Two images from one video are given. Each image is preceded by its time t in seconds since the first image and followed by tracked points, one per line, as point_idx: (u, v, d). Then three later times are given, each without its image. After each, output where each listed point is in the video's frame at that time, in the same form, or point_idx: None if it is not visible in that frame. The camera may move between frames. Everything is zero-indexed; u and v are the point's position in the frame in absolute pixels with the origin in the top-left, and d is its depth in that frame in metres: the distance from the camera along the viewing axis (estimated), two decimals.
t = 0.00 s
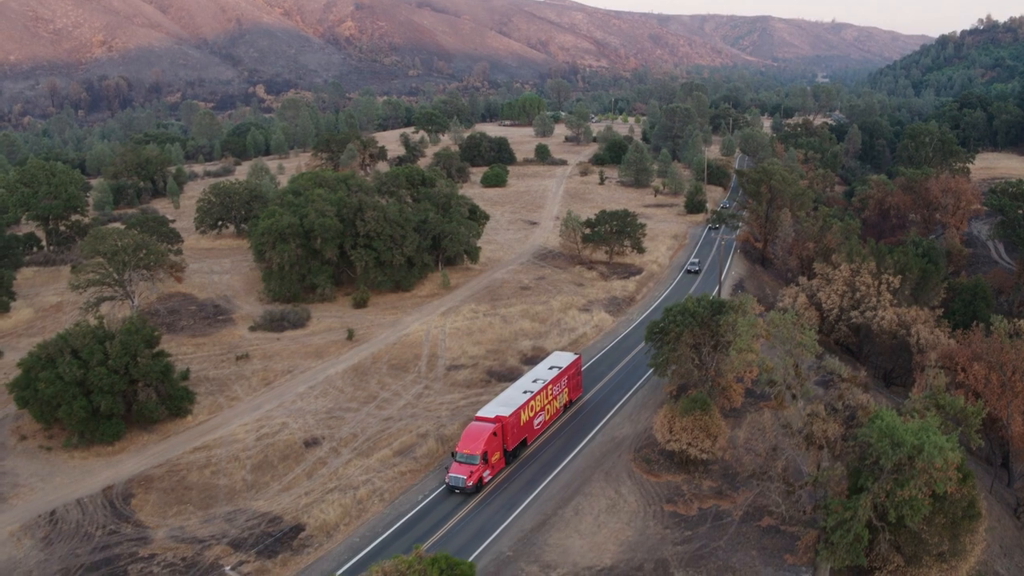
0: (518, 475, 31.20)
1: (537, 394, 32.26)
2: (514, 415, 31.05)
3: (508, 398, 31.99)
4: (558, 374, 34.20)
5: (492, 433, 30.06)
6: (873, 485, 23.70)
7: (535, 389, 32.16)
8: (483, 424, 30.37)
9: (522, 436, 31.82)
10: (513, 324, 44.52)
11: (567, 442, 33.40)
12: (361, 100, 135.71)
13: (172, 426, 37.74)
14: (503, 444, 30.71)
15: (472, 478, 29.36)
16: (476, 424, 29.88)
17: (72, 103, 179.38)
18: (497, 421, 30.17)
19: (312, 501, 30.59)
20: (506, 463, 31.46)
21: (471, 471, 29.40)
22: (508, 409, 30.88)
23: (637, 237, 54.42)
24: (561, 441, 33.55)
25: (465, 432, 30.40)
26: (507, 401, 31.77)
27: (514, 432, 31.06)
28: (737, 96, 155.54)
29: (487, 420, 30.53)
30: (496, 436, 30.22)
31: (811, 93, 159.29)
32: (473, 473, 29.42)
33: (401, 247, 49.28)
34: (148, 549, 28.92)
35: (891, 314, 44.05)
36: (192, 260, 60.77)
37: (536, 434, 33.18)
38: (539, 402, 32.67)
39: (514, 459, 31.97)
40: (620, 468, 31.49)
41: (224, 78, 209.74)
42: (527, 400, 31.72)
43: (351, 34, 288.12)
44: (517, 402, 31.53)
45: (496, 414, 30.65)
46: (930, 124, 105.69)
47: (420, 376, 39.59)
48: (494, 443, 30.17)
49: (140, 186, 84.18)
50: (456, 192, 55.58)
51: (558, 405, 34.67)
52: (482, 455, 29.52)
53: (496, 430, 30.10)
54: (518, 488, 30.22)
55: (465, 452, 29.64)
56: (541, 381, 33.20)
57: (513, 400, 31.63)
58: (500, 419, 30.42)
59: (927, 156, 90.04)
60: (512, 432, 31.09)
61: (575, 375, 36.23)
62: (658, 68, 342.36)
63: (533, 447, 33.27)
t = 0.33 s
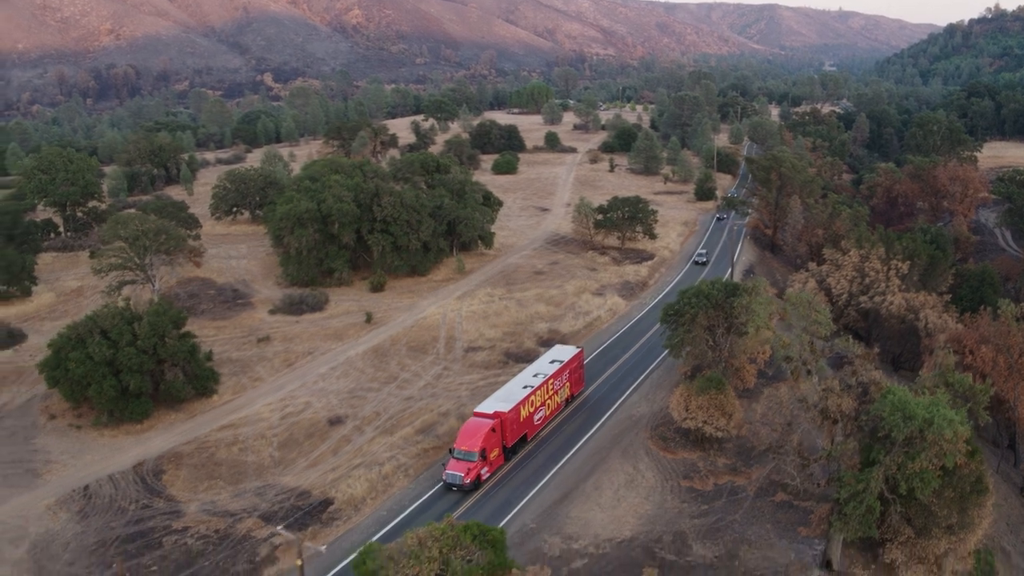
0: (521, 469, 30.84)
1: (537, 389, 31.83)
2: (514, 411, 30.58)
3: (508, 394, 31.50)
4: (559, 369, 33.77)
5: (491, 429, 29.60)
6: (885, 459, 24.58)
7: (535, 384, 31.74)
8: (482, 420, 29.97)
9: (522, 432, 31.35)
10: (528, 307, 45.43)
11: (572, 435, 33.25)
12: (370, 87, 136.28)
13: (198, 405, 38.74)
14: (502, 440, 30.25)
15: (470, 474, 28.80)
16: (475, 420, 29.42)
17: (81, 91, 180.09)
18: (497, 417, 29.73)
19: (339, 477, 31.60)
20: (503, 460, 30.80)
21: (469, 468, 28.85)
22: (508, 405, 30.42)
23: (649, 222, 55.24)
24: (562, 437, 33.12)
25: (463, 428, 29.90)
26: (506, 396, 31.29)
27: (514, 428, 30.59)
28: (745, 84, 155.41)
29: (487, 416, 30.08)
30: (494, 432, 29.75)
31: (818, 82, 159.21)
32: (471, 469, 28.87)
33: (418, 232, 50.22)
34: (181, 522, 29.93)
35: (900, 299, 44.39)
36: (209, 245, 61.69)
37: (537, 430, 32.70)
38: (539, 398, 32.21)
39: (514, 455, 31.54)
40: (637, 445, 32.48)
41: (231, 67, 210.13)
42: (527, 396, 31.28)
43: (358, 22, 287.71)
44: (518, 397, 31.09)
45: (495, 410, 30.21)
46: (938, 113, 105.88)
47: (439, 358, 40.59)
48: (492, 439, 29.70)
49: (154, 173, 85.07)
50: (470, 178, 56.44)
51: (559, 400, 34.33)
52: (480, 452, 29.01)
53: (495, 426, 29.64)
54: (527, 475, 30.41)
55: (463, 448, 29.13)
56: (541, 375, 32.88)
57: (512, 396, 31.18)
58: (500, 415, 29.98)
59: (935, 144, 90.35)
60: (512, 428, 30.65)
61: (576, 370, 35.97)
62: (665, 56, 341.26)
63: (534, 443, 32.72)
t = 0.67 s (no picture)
0: (537, 450, 31.46)
1: (536, 384, 31.33)
2: (512, 408, 30.00)
3: (505, 389, 30.89)
4: (559, 364, 33.36)
5: (488, 426, 28.99)
6: (895, 433, 25.38)
7: (534, 379, 31.29)
8: (480, 416, 29.37)
9: (519, 430, 30.73)
10: (543, 291, 46.31)
11: (572, 431, 32.90)
12: (379, 75, 136.60)
13: (222, 385, 39.72)
14: (499, 437, 29.58)
15: (466, 472, 28.01)
16: (472, 416, 28.82)
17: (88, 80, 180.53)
18: (495, 412, 29.18)
19: (364, 452, 32.67)
20: (500, 457, 30.07)
21: (466, 465, 28.06)
22: (506, 401, 29.87)
23: (660, 209, 56.07)
24: (561, 433, 32.71)
25: (458, 425, 29.21)
26: (503, 392, 30.67)
27: (511, 425, 30.01)
28: (752, 73, 155.20)
29: (484, 412, 29.47)
30: (492, 429, 29.15)
31: (826, 70, 158.84)
32: (467, 467, 28.11)
33: (433, 217, 51.20)
34: (212, 496, 30.96)
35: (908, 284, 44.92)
36: (226, 230, 62.62)
37: (536, 427, 32.13)
38: (538, 394, 31.67)
39: (510, 452, 30.82)
40: (653, 423, 33.42)
41: (239, 56, 210.95)
42: (525, 392, 30.71)
43: (365, 10, 287.04)
44: (516, 393, 30.49)
45: (493, 406, 29.63)
46: (946, 101, 105.96)
47: (457, 339, 41.61)
48: (489, 436, 29.03)
49: (167, 160, 85.88)
50: (484, 165, 57.35)
51: (559, 395, 33.88)
52: (477, 448, 28.33)
53: (492, 423, 29.03)
54: (546, 453, 31.27)
55: (459, 446, 28.40)
56: (541, 370, 32.44)
57: (510, 391, 30.59)
58: (498, 411, 29.40)
59: (942, 133, 90.56)
60: (509, 425, 30.03)
61: (577, 364, 35.65)
62: (672, 44, 339.66)
63: (530, 441, 32.09)
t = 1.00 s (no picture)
0: (553, 428, 32.39)
1: (534, 380, 30.87)
2: (509, 404, 29.32)
3: (502, 386, 30.21)
4: (558, 358, 32.79)
5: (484, 422, 28.19)
6: (904, 410, 26.25)
7: (532, 375, 30.80)
8: (475, 413, 28.64)
9: (516, 426, 30.05)
10: (556, 275, 47.19)
11: (579, 419, 33.07)
12: (387, 63, 137.04)
13: (245, 365, 40.72)
14: (495, 434, 28.70)
15: (461, 470, 27.02)
16: (468, 412, 28.06)
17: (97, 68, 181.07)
18: (491, 409, 28.50)
19: (386, 429, 33.70)
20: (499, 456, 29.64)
21: (461, 463, 27.15)
22: (502, 397, 29.18)
23: (671, 195, 56.81)
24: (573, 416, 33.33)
25: (453, 422, 28.37)
26: (500, 388, 30.02)
27: (507, 422, 29.27)
28: (760, 61, 155.12)
29: (481, 409, 28.77)
30: (488, 426, 28.35)
31: (833, 59, 158.65)
32: (462, 465, 27.19)
33: (448, 203, 52.08)
34: (240, 471, 31.98)
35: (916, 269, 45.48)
36: (242, 216, 63.53)
37: (534, 422, 31.73)
38: (537, 389, 31.19)
39: (510, 448, 30.43)
40: (666, 403, 34.36)
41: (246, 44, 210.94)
42: (522, 388, 30.11)
43: None
44: (513, 390, 29.80)
45: (490, 402, 28.94)
46: (954, 89, 106.13)
47: (473, 321, 42.54)
48: (486, 433, 28.20)
49: (180, 147, 86.71)
50: (496, 151, 58.19)
51: (558, 390, 33.41)
52: (472, 445, 27.48)
53: (488, 419, 28.24)
54: (563, 431, 32.21)
55: (454, 443, 27.54)
56: (539, 365, 31.88)
57: (506, 388, 29.93)
58: (495, 407, 28.73)
59: (950, 121, 90.81)
60: (506, 422, 29.25)
61: (578, 360, 35.10)
62: (679, 32, 338.29)
63: (534, 432, 32.08)
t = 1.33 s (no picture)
0: (571, 407, 33.34)
1: (532, 376, 30.75)
2: (506, 401, 29.29)
3: (500, 381, 30.22)
4: (558, 354, 32.74)
5: (480, 420, 28.34)
6: (914, 387, 27.05)
7: (530, 371, 30.71)
8: (472, 410, 28.74)
9: (516, 422, 30.06)
10: (571, 260, 48.02)
11: (594, 400, 33.89)
12: (397, 50, 137.27)
13: (268, 346, 41.70)
14: (493, 431, 28.84)
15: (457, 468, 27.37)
16: (463, 410, 28.24)
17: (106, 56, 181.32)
18: (487, 406, 28.53)
19: (409, 408, 34.73)
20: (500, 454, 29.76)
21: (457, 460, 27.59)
22: (499, 394, 29.18)
23: (683, 180, 57.44)
24: (588, 396, 34.20)
25: (450, 419, 28.64)
26: (498, 384, 30.05)
27: (506, 418, 29.31)
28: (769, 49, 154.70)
29: (477, 406, 28.84)
30: (485, 423, 28.48)
31: (842, 47, 158.21)
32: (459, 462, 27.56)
33: (463, 188, 52.88)
34: (268, 447, 33.00)
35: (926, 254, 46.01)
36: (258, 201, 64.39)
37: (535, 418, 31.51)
38: (537, 384, 31.09)
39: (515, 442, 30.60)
40: (682, 382, 35.26)
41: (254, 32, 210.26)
42: (520, 384, 30.11)
43: None
44: (510, 387, 29.79)
45: (486, 399, 29.01)
46: (963, 78, 106.08)
47: (490, 305, 43.40)
48: (483, 431, 28.33)
49: (194, 133, 87.48)
50: (511, 138, 58.92)
51: (559, 385, 33.27)
52: (468, 443, 27.72)
53: (485, 417, 28.34)
54: (581, 410, 33.17)
55: (451, 440, 27.86)
56: (538, 361, 31.77)
57: (504, 384, 29.92)
58: (491, 405, 28.76)
59: (959, 109, 90.92)
60: (504, 419, 29.34)
61: (580, 354, 34.87)
62: (687, 19, 336.36)
63: (551, 411, 33.00)
